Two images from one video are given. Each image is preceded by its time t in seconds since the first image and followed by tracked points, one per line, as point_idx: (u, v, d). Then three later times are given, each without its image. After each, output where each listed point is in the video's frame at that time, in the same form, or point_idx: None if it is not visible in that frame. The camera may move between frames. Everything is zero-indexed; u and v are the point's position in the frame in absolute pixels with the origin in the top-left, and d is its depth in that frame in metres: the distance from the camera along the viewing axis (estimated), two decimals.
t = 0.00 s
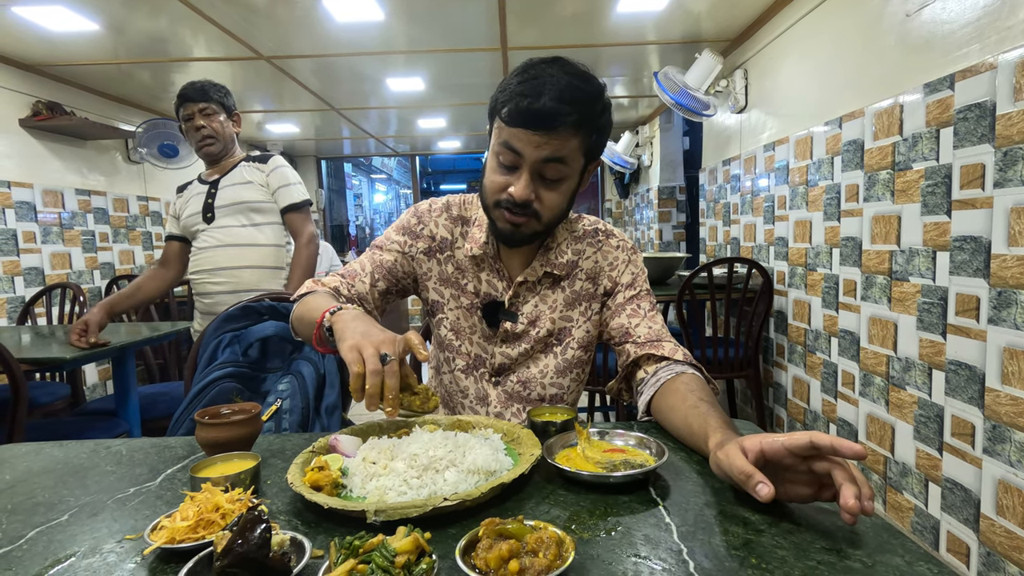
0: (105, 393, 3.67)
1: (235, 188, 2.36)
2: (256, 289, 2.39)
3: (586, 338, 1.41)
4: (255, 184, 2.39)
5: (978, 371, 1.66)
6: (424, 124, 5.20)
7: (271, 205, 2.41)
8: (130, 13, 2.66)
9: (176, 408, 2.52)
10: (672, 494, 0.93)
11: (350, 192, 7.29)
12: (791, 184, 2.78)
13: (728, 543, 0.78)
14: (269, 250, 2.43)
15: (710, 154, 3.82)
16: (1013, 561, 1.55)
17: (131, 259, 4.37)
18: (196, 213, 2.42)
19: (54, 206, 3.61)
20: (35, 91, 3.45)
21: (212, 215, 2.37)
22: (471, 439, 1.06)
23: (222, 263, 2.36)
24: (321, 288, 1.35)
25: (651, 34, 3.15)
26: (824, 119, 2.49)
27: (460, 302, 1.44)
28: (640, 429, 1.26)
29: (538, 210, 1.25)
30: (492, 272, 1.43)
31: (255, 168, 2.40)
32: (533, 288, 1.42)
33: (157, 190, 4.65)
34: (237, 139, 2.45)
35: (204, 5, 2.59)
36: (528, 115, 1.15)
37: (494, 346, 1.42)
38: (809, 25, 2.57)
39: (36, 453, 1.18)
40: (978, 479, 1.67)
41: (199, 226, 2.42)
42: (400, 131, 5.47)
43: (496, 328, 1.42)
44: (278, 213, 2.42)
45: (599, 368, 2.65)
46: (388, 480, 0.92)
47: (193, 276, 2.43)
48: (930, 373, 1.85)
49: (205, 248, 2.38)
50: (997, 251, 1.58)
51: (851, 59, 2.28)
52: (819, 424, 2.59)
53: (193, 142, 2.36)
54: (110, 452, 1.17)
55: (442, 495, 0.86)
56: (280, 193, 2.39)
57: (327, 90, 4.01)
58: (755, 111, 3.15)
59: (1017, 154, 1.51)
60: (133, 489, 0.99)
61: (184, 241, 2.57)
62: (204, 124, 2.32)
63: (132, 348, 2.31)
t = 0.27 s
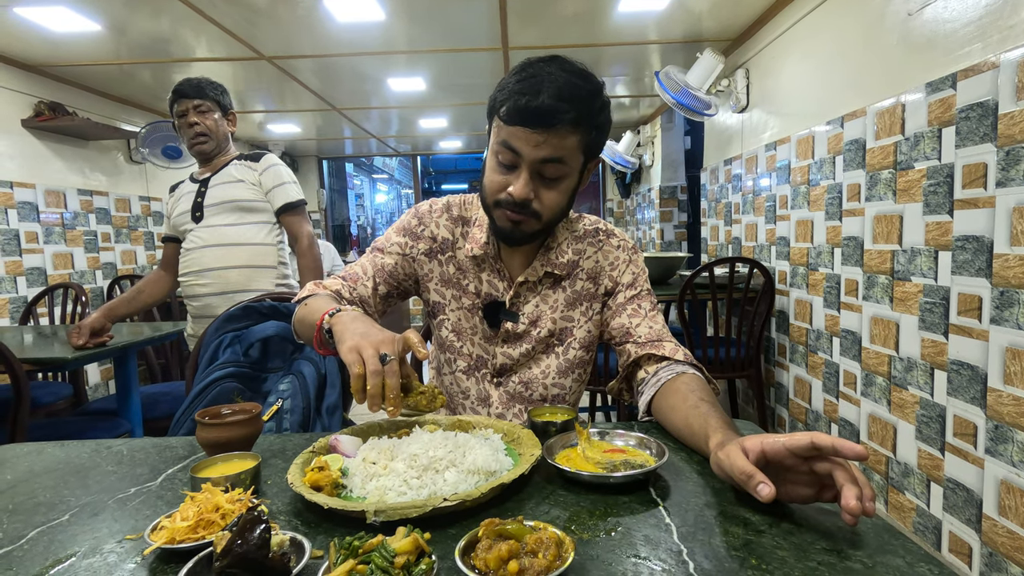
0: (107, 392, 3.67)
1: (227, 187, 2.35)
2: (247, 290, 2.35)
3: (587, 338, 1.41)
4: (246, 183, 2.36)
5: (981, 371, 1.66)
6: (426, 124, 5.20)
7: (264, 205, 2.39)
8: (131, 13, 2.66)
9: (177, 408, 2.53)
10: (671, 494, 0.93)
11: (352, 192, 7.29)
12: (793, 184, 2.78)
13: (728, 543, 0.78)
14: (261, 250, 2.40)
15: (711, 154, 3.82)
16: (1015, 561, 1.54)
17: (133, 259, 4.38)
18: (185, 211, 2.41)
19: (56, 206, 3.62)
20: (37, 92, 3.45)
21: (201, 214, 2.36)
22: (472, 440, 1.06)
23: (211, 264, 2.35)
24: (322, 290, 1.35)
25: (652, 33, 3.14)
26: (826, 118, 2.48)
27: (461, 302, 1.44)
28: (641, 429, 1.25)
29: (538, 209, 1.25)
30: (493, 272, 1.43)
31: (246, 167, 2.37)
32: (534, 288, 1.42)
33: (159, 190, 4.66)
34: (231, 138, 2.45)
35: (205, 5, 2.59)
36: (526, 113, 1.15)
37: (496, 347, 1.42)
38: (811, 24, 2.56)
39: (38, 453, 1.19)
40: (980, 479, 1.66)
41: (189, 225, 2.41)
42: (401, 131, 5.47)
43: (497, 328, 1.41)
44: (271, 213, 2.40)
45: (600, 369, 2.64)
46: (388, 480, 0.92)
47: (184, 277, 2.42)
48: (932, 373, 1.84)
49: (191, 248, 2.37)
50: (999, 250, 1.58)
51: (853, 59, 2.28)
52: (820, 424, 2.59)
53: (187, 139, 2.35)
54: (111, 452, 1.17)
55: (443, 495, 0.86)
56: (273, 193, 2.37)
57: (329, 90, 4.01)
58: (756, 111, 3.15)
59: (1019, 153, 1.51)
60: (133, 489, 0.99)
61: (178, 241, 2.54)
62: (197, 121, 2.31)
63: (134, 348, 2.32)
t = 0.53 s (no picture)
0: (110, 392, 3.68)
1: (225, 188, 2.35)
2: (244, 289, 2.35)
3: (590, 338, 1.41)
4: (244, 184, 2.37)
5: (984, 371, 1.65)
6: (428, 123, 5.20)
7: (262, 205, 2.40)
8: (134, 13, 2.67)
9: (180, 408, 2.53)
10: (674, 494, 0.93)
11: (354, 192, 7.30)
12: (796, 183, 2.77)
13: (731, 543, 0.78)
14: (261, 250, 2.41)
15: (713, 153, 3.81)
16: (1019, 561, 1.54)
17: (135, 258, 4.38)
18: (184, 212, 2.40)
19: (59, 205, 3.63)
20: (40, 92, 3.46)
21: (200, 216, 2.35)
22: (474, 439, 1.06)
23: (213, 266, 2.35)
24: (325, 291, 1.35)
25: (654, 32, 3.13)
26: (829, 118, 2.48)
27: (463, 303, 1.44)
28: (644, 429, 1.25)
29: (540, 209, 1.25)
30: (495, 272, 1.43)
31: (244, 167, 2.37)
32: (536, 288, 1.42)
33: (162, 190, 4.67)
34: (227, 136, 2.45)
35: (207, 5, 2.59)
36: (528, 114, 1.15)
37: (498, 347, 1.42)
38: (814, 22, 2.55)
39: (41, 452, 1.19)
40: (983, 479, 1.66)
41: (189, 227, 2.41)
42: (403, 130, 5.47)
43: (499, 328, 1.41)
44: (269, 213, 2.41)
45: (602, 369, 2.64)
46: (391, 479, 0.92)
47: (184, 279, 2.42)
48: (936, 373, 1.84)
49: (192, 250, 2.37)
50: (1003, 250, 1.57)
51: (856, 57, 2.27)
52: (823, 424, 2.59)
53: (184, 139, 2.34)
54: (115, 451, 1.17)
55: (445, 495, 0.86)
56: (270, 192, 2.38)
57: (331, 89, 4.01)
58: (759, 110, 3.14)
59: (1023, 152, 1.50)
60: (137, 489, 0.99)
61: (175, 241, 2.54)
62: (193, 120, 2.30)
63: (137, 348, 2.32)
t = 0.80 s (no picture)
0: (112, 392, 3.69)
1: (224, 189, 2.35)
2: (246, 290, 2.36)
3: (592, 338, 1.41)
4: (241, 185, 2.36)
5: (986, 371, 1.65)
6: (429, 123, 5.20)
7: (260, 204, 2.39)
8: (135, 14, 2.67)
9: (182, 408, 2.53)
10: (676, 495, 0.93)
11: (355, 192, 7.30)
12: (797, 183, 2.77)
13: (733, 544, 0.78)
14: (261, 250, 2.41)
15: (715, 153, 3.81)
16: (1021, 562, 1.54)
17: (137, 258, 4.39)
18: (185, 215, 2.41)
19: (62, 206, 3.64)
20: (42, 92, 3.47)
21: (201, 218, 2.36)
22: (476, 440, 1.06)
23: (213, 267, 2.36)
24: (327, 293, 1.35)
25: (656, 32, 3.13)
26: (831, 118, 2.47)
27: (465, 303, 1.44)
28: (645, 429, 1.25)
29: (542, 210, 1.25)
30: (497, 272, 1.43)
31: (240, 167, 2.37)
32: (538, 288, 1.42)
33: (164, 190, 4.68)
34: (228, 136, 2.45)
35: (209, 5, 2.60)
36: (529, 115, 1.15)
37: (500, 347, 1.42)
38: (816, 22, 2.55)
39: (44, 452, 1.19)
40: (986, 480, 1.65)
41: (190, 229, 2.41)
42: (405, 130, 5.48)
43: (501, 329, 1.41)
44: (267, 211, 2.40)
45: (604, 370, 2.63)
46: (393, 480, 0.92)
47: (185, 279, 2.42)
48: (938, 373, 1.84)
49: (194, 251, 2.38)
50: (1005, 250, 1.57)
51: (858, 57, 2.26)
52: (825, 424, 2.58)
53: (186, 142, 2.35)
54: (117, 451, 1.18)
55: (447, 496, 0.86)
56: (265, 188, 2.36)
57: (333, 90, 4.02)
58: (760, 110, 3.14)
59: None
60: (139, 489, 0.99)
61: (177, 240, 2.54)
62: (194, 120, 2.30)
63: (139, 348, 2.32)
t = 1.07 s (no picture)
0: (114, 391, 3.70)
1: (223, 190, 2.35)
2: (241, 288, 2.35)
3: (594, 339, 1.41)
4: (239, 185, 2.35)
5: (989, 371, 1.64)
6: (431, 123, 5.21)
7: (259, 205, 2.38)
8: (137, 14, 2.67)
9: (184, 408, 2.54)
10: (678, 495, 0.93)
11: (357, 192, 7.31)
12: (799, 183, 2.76)
13: (736, 544, 0.78)
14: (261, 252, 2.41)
15: (717, 153, 3.80)
16: None
17: (139, 258, 4.40)
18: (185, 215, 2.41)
19: (64, 206, 3.64)
20: (44, 92, 3.47)
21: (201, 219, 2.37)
22: (478, 440, 1.06)
23: (212, 268, 2.36)
24: (329, 297, 1.35)
25: (657, 32, 3.13)
26: (833, 117, 2.47)
27: (467, 304, 1.44)
28: (648, 429, 1.25)
29: (543, 210, 1.25)
30: (499, 273, 1.43)
31: (236, 168, 2.36)
32: (540, 288, 1.42)
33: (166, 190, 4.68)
34: (230, 136, 2.45)
35: (210, 6, 2.60)
36: (530, 114, 1.15)
37: (502, 348, 1.42)
38: (818, 21, 2.54)
39: (46, 452, 1.19)
40: (989, 480, 1.65)
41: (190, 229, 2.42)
42: (406, 130, 5.48)
43: (503, 329, 1.41)
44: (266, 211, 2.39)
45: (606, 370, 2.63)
46: (395, 480, 0.92)
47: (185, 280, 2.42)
48: (941, 373, 1.83)
49: (193, 252, 2.38)
50: (1008, 250, 1.57)
51: (860, 56, 2.26)
52: (827, 424, 2.58)
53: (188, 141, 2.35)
54: (120, 451, 1.18)
55: (450, 496, 0.86)
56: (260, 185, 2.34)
57: (334, 90, 4.02)
58: (762, 110, 3.13)
59: None
60: (142, 489, 1.00)
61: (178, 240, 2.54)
62: (197, 118, 2.30)
63: (141, 348, 2.33)
